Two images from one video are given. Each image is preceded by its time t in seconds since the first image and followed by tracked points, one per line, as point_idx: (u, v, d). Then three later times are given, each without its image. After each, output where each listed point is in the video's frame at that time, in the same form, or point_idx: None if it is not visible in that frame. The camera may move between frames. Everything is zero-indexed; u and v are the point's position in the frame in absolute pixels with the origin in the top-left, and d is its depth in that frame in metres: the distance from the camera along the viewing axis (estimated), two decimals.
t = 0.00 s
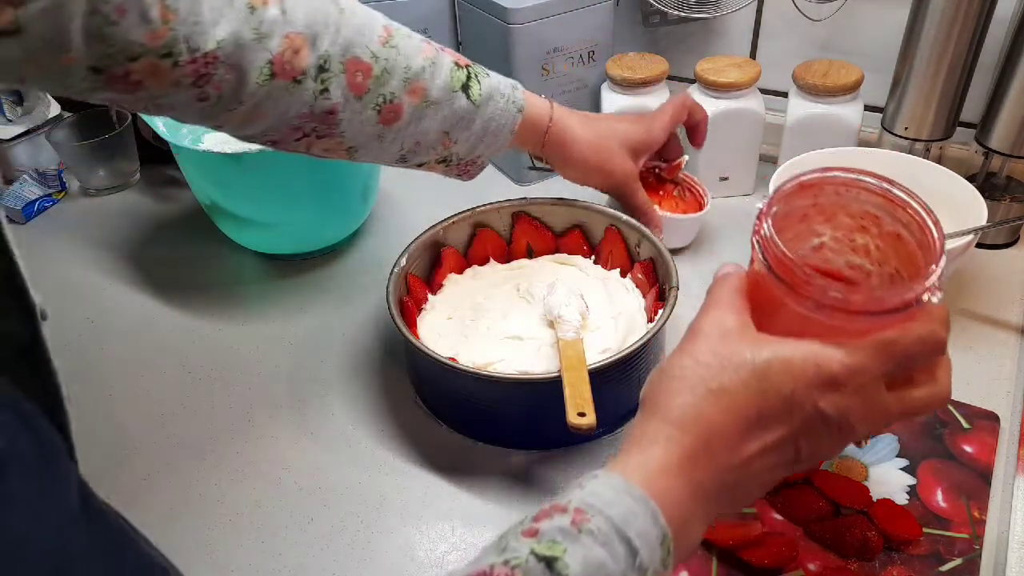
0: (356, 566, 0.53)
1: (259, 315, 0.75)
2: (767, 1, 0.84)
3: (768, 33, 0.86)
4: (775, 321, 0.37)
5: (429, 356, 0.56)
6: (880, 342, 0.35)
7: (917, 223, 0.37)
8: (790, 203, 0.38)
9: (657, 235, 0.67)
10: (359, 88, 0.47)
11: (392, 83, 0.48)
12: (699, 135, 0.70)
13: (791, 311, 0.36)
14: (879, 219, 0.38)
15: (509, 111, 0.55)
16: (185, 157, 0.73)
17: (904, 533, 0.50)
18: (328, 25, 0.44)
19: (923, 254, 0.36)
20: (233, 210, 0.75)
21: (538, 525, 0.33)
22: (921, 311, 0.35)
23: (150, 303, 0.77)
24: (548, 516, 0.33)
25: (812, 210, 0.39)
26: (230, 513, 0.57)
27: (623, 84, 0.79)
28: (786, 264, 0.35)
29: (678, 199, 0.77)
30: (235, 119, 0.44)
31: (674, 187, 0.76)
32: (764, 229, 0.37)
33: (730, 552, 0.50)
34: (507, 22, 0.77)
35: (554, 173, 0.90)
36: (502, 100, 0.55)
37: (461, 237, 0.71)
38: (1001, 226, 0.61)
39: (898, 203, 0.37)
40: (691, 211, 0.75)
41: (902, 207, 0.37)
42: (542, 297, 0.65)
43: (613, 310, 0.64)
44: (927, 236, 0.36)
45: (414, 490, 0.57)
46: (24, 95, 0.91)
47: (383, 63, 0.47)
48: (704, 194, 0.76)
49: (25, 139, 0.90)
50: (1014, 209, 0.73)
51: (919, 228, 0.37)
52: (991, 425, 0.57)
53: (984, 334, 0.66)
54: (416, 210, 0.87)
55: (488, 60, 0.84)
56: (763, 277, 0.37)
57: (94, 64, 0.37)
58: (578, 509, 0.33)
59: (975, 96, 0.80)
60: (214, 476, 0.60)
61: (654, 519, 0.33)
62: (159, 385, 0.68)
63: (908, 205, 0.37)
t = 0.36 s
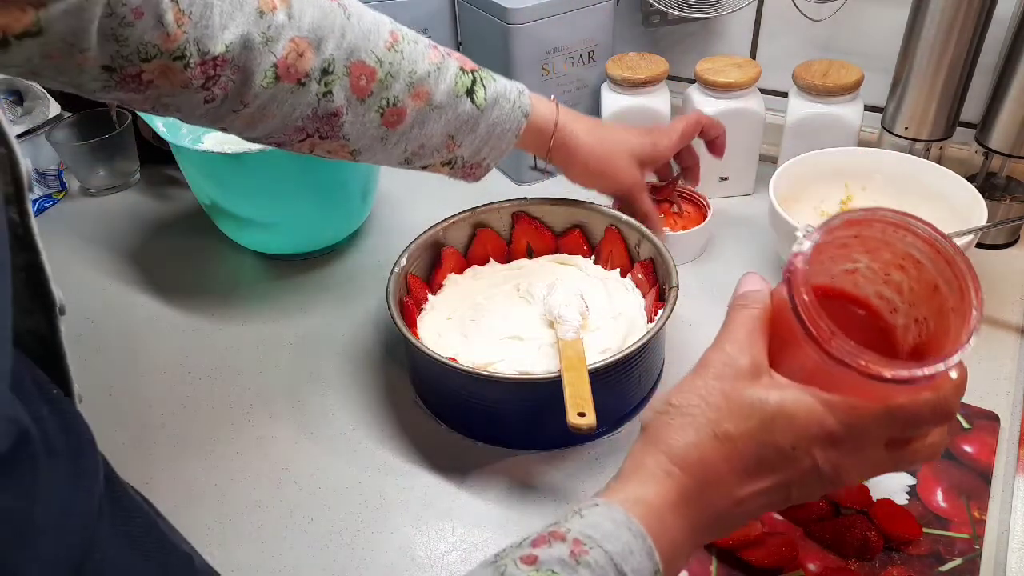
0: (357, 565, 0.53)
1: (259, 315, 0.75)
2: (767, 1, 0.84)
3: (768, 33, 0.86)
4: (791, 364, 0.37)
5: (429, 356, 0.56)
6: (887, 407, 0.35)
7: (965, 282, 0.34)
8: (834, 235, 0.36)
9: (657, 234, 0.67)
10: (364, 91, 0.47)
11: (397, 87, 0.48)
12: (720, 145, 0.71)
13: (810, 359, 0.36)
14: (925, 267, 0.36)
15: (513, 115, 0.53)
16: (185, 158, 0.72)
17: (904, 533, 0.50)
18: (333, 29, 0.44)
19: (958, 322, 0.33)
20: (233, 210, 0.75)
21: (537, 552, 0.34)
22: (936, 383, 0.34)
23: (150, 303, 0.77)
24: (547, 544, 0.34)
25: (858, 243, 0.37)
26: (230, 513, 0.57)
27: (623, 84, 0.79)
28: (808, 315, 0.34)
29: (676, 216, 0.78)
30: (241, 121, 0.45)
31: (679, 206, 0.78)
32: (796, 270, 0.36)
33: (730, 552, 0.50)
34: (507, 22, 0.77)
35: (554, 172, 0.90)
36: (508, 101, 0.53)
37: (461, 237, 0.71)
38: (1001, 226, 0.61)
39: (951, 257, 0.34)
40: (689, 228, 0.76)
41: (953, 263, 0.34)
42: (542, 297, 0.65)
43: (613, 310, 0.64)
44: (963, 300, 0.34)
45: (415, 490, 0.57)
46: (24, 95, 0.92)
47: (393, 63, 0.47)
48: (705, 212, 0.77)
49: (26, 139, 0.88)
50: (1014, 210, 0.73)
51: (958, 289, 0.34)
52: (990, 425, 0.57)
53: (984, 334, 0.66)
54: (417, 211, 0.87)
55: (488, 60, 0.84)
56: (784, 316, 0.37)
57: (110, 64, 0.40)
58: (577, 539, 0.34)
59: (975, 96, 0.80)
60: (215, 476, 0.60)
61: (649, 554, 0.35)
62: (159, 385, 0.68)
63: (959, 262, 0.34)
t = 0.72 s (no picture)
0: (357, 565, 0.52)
1: (259, 315, 0.75)
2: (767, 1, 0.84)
3: (768, 33, 0.86)
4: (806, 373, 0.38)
5: (429, 356, 0.56)
6: (894, 431, 0.37)
7: (988, 315, 0.35)
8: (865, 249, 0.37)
9: (656, 234, 0.67)
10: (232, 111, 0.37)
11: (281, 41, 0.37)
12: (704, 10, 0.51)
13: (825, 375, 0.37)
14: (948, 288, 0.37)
15: None
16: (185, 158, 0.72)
17: (904, 533, 0.50)
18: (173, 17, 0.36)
19: (975, 356, 0.35)
20: (233, 210, 0.75)
21: (540, 554, 0.34)
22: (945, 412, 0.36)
23: (150, 303, 0.77)
24: (550, 545, 0.34)
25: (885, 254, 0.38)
26: (230, 513, 0.57)
27: (623, 83, 0.79)
28: (835, 337, 0.35)
29: (676, 216, 0.78)
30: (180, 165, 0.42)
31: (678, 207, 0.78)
32: (828, 282, 0.36)
33: (730, 552, 0.50)
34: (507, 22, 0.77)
35: (553, 172, 0.90)
36: None
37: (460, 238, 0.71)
38: (1001, 226, 0.61)
39: (976, 286, 0.35)
40: (688, 228, 0.76)
41: (978, 293, 0.35)
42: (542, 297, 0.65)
43: (613, 310, 0.64)
44: (984, 336, 0.35)
45: (415, 490, 0.57)
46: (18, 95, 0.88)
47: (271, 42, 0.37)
48: (704, 212, 0.77)
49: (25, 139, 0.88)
50: (1014, 210, 0.73)
51: (980, 323, 0.35)
52: (991, 425, 0.57)
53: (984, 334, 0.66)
54: (416, 211, 0.87)
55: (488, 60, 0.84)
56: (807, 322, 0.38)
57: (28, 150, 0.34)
58: (580, 542, 0.34)
59: (975, 96, 0.80)
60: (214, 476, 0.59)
61: (652, 557, 0.35)
62: (159, 385, 0.68)
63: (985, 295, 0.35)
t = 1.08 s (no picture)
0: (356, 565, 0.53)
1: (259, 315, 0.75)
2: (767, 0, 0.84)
3: (768, 33, 0.86)
4: (823, 378, 0.39)
5: (429, 356, 0.56)
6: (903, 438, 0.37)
7: (1008, 334, 0.35)
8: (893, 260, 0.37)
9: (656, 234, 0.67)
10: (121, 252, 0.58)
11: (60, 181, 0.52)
12: (470, 301, 0.56)
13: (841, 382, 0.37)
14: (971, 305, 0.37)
15: (95, 159, 0.53)
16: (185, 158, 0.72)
17: (904, 533, 0.50)
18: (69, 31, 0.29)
19: (991, 375, 0.36)
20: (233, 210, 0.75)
21: (542, 557, 0.34)
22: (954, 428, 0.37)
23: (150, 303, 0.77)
24: (553, 549, 0.34)
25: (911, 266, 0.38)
26: (229, 513, 0.57)
27: (623, 83, 0.79)
28: (855, 346, 0.35)
29: (676, 216, 0.78)
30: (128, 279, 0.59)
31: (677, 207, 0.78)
32: (852, 291, 0.36)
33: (730, 552, 0.51)
34: (508, 22, 0.77)
35: (553, 172, 0.90)
36: (78, 150, 0.53)
37: (461, 238, 0.71)
38: (1001, 226, 0.61)
39: (999, 305, 0.36)
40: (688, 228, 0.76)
41: (1000, 312, 0.36)
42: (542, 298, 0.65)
43: (613, 310, 0.64)
44: (1000, 356, 0.36)
45: (415, 489, 0.57)
46: (25, 95, 0.91)
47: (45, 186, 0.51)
48: (704, 212, 0.76)
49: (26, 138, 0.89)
50: (1014, 210, 0.73)
51: (999, 343, 0.36)
52: (991, 425, 0.57)
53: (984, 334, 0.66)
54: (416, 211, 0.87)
55: (488, 60, 0.84)
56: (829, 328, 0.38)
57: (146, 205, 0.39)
58: (584, 546, 0.34)
59: (976, 96, 0.80)
60: (213, 476, 0.59)
61: (657, 560, 0.35)
62: (159, 385, 0.68)
63: (1008, 315, 0.35)
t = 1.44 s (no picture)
0: (356, 565, 0.52)
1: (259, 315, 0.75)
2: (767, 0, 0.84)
3: (768, 33, 0.86)
4: (816, 376, 0.39)
5: (429, 356, 0.56)
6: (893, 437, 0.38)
7: (997, 339, 0.36)
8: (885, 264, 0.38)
9: (656, 234, 0.67)
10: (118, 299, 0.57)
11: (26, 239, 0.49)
12: (397, 402, 0.51)
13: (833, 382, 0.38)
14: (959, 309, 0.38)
15: (39, 216, 0.49)
16: (184, 158, 0.72)
17: (904, 533, 0.50)
18: None
19: (979, 378, 0.36)
20: (234, 210, 0.74)
21: (538, 555, 0.34)
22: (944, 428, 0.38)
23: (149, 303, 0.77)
24: (549, 547, 0.34)
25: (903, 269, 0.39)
26: (228, 512, 0.57)
27: (623, 84, 0.79)
28: (849, 349, 0.36)
29: (676, 216, 0.78)
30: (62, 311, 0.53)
31: (676, 207, 0.78)
32: (847, 294, 0.37)
33: (730, 552, 0.51)
34: (507, 22, 0.77)
35: (553, 172, 0.90)
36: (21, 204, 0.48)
37: (461, 238, 0.71)
38: (1001, 226, 0.61)
39: (988, 310, 0.36)
40: (688, 228, 0.76)
41: (987, 318, 0.37)
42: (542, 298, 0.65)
43: (613, 310, 0.64)
44: (989, 360, 0.36)
45: (414, 489, 0.57)
46: (25, 95, 0.92)
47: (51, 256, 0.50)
48: (704, 212, 0.76)
49: (25, 138, 0.89)
50: (1014, 210, 0.73)
51: (987, 347, 0.36)
52: (991, 425, 0.57)
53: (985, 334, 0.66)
54: (416, 211, 0.87)
55: (487, 59, 0.84)
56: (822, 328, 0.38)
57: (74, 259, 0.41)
58: (580, 545, 0.34)
59: (976, 96, 0.80)
60: (212, 476, 0.59)
61: (653, 560, 0.35)
62: (160, 385, 0.68)
63: (996, 320, 0.36)
